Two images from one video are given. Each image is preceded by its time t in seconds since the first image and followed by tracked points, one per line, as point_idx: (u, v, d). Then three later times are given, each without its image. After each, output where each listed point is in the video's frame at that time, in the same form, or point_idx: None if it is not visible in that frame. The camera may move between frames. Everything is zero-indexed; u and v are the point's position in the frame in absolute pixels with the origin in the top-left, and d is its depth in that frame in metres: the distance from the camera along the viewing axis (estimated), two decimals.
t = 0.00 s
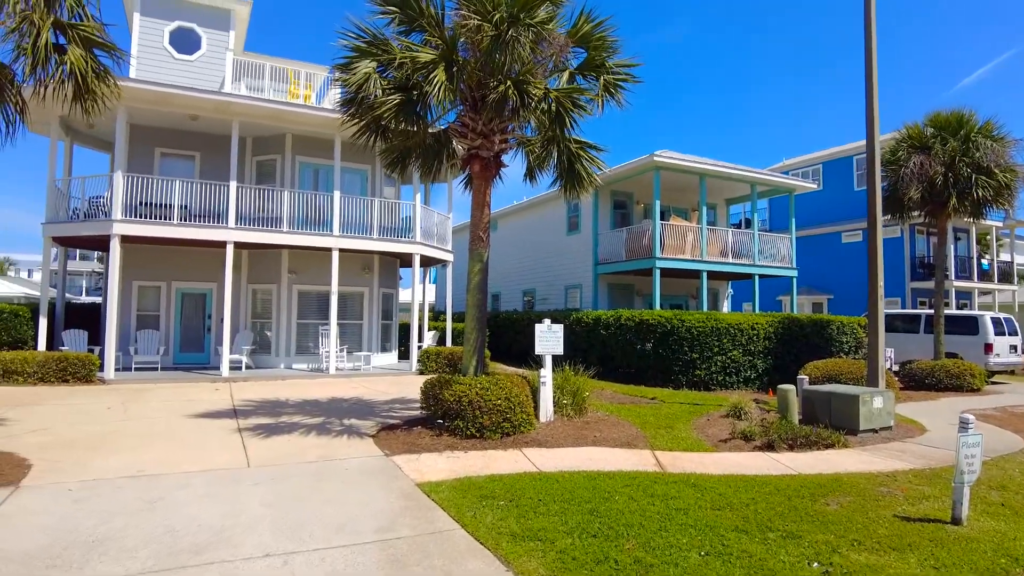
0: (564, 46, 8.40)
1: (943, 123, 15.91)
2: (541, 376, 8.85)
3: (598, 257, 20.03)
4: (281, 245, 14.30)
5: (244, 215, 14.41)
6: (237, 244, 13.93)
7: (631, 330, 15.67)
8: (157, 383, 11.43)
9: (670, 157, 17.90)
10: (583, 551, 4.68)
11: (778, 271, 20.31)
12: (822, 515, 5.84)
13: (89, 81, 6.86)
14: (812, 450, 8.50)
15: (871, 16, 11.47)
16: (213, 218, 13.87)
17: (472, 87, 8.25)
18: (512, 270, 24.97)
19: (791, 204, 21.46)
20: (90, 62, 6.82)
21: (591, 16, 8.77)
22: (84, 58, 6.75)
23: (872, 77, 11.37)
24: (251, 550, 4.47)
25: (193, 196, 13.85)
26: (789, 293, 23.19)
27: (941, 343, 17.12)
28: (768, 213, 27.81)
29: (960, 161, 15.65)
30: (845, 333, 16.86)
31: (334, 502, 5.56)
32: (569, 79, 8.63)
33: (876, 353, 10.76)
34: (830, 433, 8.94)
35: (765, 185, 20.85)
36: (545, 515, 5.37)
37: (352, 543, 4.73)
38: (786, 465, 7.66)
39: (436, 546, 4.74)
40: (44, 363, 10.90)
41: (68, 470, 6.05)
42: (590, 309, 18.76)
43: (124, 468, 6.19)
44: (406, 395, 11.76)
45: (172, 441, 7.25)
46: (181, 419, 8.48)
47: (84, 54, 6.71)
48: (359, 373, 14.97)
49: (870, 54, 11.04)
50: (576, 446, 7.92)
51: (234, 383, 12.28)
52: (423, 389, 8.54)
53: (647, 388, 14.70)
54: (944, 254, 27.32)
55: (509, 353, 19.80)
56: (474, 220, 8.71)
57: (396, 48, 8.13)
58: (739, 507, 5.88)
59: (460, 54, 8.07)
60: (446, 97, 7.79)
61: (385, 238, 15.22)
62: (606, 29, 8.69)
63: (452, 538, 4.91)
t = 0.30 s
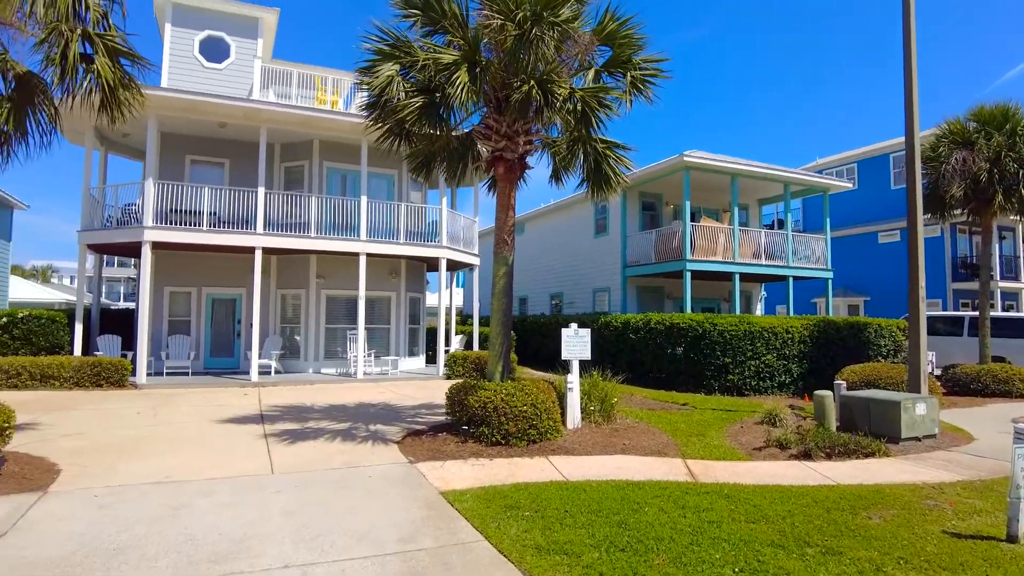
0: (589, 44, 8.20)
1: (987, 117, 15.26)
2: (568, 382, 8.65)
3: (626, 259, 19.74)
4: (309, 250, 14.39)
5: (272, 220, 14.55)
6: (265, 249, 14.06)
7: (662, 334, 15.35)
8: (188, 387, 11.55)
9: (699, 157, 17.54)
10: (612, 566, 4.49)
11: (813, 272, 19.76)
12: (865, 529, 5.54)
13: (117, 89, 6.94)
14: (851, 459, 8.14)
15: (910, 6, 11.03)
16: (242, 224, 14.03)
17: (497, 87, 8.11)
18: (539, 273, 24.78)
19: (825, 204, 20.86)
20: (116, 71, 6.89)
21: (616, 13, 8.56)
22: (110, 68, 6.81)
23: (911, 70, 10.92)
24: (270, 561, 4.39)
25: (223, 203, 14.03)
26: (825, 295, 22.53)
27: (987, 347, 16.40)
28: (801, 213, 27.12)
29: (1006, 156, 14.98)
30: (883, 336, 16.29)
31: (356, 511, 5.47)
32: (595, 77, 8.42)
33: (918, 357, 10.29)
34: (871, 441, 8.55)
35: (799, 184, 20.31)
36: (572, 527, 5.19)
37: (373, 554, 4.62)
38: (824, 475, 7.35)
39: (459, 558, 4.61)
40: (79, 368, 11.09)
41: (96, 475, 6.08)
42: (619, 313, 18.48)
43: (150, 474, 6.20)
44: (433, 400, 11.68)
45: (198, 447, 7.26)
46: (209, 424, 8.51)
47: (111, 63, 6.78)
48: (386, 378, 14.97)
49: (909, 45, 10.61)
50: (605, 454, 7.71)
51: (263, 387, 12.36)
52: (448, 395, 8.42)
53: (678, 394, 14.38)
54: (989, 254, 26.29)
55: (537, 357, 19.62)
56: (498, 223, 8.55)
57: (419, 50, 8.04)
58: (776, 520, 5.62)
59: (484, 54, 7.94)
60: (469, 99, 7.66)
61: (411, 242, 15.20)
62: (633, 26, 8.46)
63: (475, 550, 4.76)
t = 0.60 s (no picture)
0: (614, 43, 8.02)
1: None
2: (593, 389, 8.45)
3: (653, 264, 19.44)
4: (334, 256, 14.44)
5: (298, 226, 14.65)
6: (291, 255, 14.15)
7: (690, 340, 15.05)
8: (214, 392, 11.64)
9: (728, 159, 17.20)
10: None
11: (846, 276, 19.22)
12: (909, 546, 5.24)
13: (141, 98, 6.98)
14: (890, 470, 7.79)
15: None
16: (269, 230, 14.15)
17: (520, 88, 7.97)
18: (565, 279, 24.57)
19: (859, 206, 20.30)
20: (141, 78, 6.94)
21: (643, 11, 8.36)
22: (135, 75, 6.86)
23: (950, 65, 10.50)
24: (288, 571, 4.30)
25: (250, 209, 14.16)
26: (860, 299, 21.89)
27: None
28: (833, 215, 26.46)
29: None
30: (920, 342, 15.76)
31: (377, 520, 5.37)
32: (621, 77, 8.22)
33: (960, 364, 9.85)
34: (911, 452, 8.18)
35: (831, 186, 19.80)
36: (598, 540, 5.01)
37: (392, 565, 4.51)
38: (862, 487, 7.03)
39: (480, 570, 4.47)
40: (109, 372, 11.23)
41: (120, 480, 6.08)
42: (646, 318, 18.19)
43: (172, 480, 6.18)
44: (457, 406, 11.57)
45: (222, 452, 7.24)
46: (233, 430, 8.51)
47: (136, 71, 6.84)
48: (411, 383, 14.92)
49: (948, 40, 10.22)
50: (632, 463, 7.49)
51: (288, 392, 12.39)
52: (472, 401, 8.29)
53: (708, 401, 14.06)
54: None
55: (563, 362, 19.41)
56: (522, 226, 8.40)
57: (442, 52, 7.96)
58: (813, 535, 5.35)
59: (507, 55, 7.81)
60: (492, 101, 7.55)
61: (435, 247, 15.16)
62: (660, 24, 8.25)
63: (497, 563, 4.62)
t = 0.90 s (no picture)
0: (639, 43, 7.79)
1: None
2: (618, 399, 8.20)
3: (678, 270, 19.10)
4: (356, 263, 14.40)
5: (320, 233, 14.65)
6: (312, 262, 14.13)
7: (716, 348, 14.69)
8: (235, 400, 11.62)
9: (754, 163, 16.84)
10: None
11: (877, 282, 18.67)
12: (957, 568, 4.91)
13: (160, 102, 6.95)
14: (932, 485, 7.40)
15: None
16: (291, 237, 14.17)
17: (543, 90, 7.80)
18: (587, 285, 24.28)
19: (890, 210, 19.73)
20: (160, 83, 6.91)
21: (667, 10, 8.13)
22: (154, 81, 6.83)
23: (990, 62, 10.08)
24: None
25: (272, 216, 14.19)
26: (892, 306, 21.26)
27: None
28: (862, 220, 25.81)
29: None
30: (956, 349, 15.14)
31: (394, 534, 5.20)
32: (646, 78, 7.99)
33: (1004, 373, 9.40)
34: (954, 466, 7.77)
35: (861, 189, 19.29)
36: (625, 558, 4.78)
37: None
38: (903, 503, 6.68)
39: None
40: (132, 379, 11.28)
41: (137, 489, 6.01)
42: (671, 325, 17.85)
43: (189, 489, 6.10)
44: (478, 414, 11.39)
45: (240, 462, 7.16)
46: (253, 438, 8.43)
47: (156, 78, 6.81)
48: (432, 391, 14.77)
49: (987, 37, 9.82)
50: (658, 476, 7.23)
51: (308, 400, 12.33)
52: (493, 410, 8.10)
53: (735, 411, 13.69)
54: None
55: (586, 370, 19.13)
56: (543, 231, 8.20)
57: (462, 55, 7.82)
58: (853, 556, 5.05)
59: (528, 57, 7.65)
60: (514, 104, 7.37)
61: (456, 254, 15.04)
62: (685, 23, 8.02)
63: None
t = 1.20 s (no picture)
0: (660, 47, 7.59)
1: None
2: (642, 413, 7.94)
3: (700, 279, 18.76)
4: (374, 274, 14.33)
5: (339, 245, 14.63)
6: (331, 273, 14.09)
7: (741, 359, 14.31)
8: (254, 412, 11.55)
9: (778, 169, 16.50)
10: None
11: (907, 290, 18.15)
12: None
13: (176, 113, 6.91)
14: (976, 505, 6.99)
15: None
16: (309, 249, 14.16)
17: (562, 96, 7.63)
18: (607, 296, 24.00)
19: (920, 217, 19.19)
20: (175, 94, 6.87)
21: (689, 13, 7.93)
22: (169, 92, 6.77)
23: None
24: None
25: (291, 228, 14.20)
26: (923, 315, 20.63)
27: None
28: (889, 227, 25.21)
29: None
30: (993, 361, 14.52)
31: (410, 555, 5.00)
32: (667, 82, 7.79)
33: None
34: (998, 484, 7.36)
35: (889, 196, 18.81)
36: None
37: None
38: (945, 524, 6.32)
39: None
40: (151, 392, 11.27)
41: (149, 505, 5.90)
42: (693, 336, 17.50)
43: (202, 506, 5.97)
44: (498, 428, 11.18)
45: (255, 477, 7.03)
46: (269, 452, 8.32)
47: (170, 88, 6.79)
48: (451, 403, 14.58)
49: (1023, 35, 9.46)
50: (684, 494, 6.94)
51: (326, 412, 12.23)
52: (512, 425, 7.88)
53: (761, 424, 13.31)
54: None
55: (606, 382, 18.82)
56: (563, 240, 8.00)
57: (479, 63, 7.69)
58: None
59: (546, 63, 7.50)
60: (532, 110, 7.22)
61: (475, 264, 14.91)
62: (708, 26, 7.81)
63: None
